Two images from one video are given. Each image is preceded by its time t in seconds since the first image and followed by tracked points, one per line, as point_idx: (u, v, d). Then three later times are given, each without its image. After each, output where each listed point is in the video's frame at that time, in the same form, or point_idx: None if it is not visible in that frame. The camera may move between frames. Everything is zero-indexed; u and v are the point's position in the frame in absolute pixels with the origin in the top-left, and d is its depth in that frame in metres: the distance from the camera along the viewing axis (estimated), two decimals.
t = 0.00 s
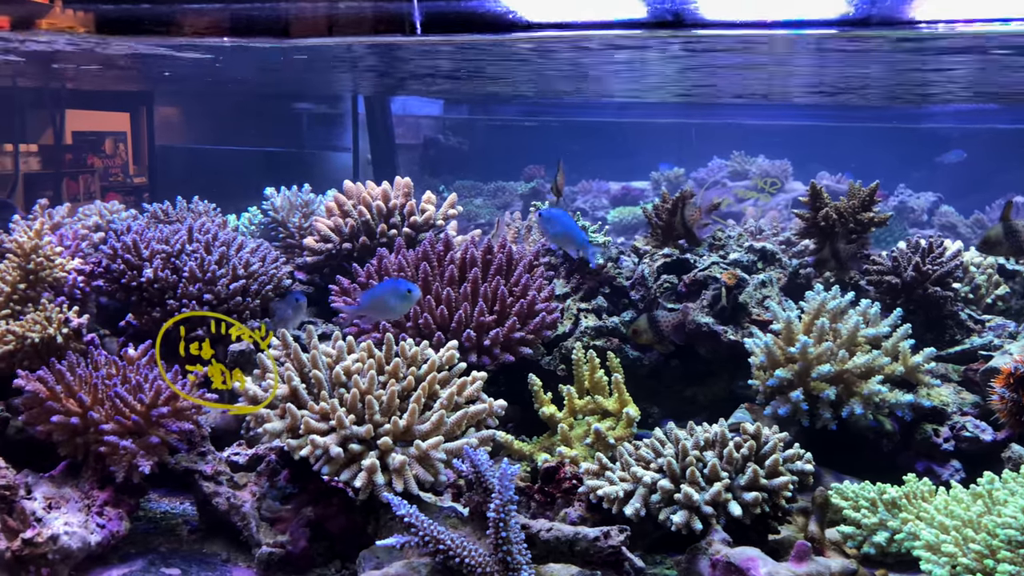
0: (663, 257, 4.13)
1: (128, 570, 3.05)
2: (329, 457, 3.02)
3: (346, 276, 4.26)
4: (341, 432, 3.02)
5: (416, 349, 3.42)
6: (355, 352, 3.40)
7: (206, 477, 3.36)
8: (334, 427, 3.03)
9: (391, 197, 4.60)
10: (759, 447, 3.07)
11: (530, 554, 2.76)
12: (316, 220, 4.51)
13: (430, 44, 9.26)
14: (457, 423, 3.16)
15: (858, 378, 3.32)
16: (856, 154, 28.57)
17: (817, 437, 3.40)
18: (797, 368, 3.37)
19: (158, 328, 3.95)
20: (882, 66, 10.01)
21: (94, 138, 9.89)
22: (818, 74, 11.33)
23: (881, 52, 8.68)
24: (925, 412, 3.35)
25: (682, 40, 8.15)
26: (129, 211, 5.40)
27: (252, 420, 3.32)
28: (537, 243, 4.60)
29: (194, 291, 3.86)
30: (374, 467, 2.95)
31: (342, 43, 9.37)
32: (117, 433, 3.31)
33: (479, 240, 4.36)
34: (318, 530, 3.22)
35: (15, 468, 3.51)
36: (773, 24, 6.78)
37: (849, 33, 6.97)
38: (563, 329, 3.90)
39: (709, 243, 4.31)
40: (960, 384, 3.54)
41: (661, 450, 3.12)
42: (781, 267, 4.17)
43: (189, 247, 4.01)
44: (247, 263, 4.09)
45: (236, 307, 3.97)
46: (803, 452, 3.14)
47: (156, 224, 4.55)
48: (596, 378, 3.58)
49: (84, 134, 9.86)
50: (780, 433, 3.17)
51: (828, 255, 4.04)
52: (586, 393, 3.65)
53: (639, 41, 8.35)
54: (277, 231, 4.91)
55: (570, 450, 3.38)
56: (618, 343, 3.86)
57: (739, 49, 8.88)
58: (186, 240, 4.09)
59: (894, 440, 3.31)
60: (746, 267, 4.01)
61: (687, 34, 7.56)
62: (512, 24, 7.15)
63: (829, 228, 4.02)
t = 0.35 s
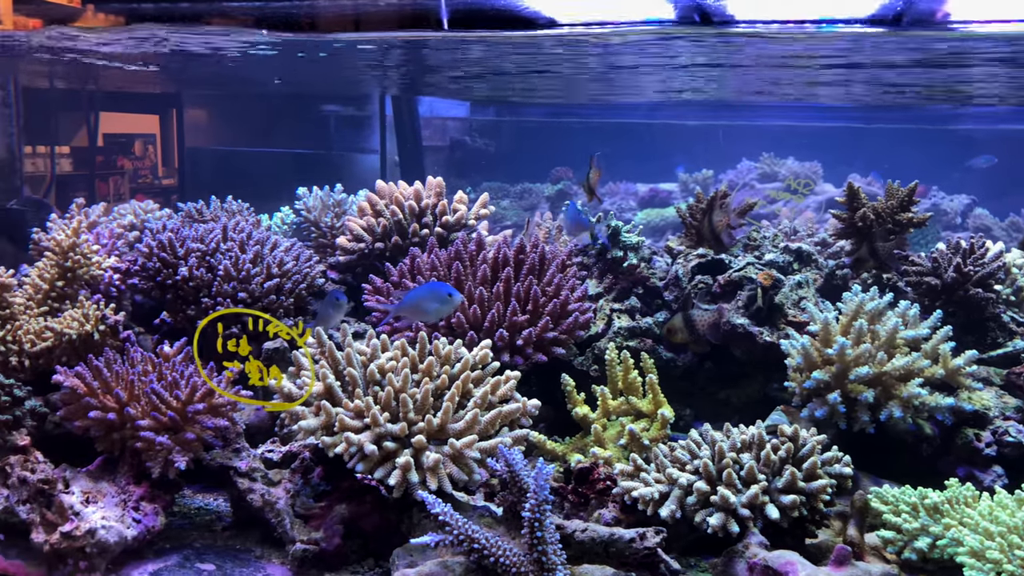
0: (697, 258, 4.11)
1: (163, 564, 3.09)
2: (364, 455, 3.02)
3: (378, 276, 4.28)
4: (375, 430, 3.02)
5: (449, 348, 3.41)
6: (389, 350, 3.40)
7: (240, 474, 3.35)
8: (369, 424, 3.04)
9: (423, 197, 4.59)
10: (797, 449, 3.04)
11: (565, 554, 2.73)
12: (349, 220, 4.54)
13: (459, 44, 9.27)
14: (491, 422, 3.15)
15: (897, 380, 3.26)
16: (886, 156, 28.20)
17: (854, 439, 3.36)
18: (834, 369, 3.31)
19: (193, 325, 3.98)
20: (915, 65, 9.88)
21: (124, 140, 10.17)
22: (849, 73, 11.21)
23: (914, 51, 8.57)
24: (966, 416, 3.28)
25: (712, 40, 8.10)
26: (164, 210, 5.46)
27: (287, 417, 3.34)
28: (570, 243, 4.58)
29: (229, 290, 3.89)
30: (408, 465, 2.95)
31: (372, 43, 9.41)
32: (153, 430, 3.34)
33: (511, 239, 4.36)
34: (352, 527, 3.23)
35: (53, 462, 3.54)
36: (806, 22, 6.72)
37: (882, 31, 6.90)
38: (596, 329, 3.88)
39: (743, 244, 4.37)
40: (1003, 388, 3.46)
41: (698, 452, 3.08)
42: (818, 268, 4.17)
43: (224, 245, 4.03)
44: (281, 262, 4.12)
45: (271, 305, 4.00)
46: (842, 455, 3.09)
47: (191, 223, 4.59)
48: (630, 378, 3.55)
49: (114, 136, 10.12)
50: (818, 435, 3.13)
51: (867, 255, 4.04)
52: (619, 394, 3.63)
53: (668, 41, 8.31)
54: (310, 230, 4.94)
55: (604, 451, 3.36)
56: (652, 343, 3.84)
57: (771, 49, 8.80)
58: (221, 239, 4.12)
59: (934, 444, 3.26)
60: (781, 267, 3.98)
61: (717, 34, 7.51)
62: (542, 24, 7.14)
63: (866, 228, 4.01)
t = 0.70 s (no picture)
0: (736, 259, 4.08)
1: (202, 559, 3.10)
2: (401, 453, 3.03)
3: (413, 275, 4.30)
4: (413, 428, 3.03)
5: (486, 347, 3.40)
6: (427, 349, 3.41)
7: (279, 470, 3.40)
8: (407, 422, 3.05)
9: (459, 197, 4.59)
10: (839, 454, 2.99)
11: (603, 555, 2.70)
12: (385, 220, 4.57)
13: (492, 45, 9.28)
14: (528, 422, 3.14)
15: (942, 385, 3.19)
16: (921, 159, 27.80)
17: (896, 443, 3.31)
18: (877, 373, 3.26)
19: (231, 323, 4.02)
20: (955, 66, 9.73)
21: (158, 141, 10.09)
22: (887, 75, 11.06)
23: (955, 51, 8.44)
24: (1015, 422, 3.23)
25: (748, 40, 8.03)
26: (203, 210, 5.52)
27: (326, 414, 3.36)
28: (606, 244, 4.55)
29: (268, 288, 3.92)
30: (445, 464, 2.96)
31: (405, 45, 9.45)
32: (193, 425, 3.38)
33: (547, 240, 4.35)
34: (389, 526, 3.20)
35: (94, 456, 3.62)
36: (843, 22, 6.65)
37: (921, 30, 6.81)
38: (633, 331, 3.86)
39: (783, 246, 4.28)
40: None
41: (738, 455, 3.04)
42: (859, 271, 4.14)
43: (263, 244, 4.07)
44: (319, 261, 4.15)
45: (309, 303, 4.04)
46: (885, 460, 3.04)
47: (229, 222, 4.64)
48: (668, 380, 3.53)
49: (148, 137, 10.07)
50: (860, 439, 3.09)
51: (913, 256, 4.01)
52: (657, 396, 3.61)
53: (704, 42, 8.25)
54: (347, 230, 4.98)
55: (641, 453, 3.34)
56: (689, 345, 3.81)
57: (807, 49, 8.71)
58: (260, 237, 4.15)
59: (980, 451, 3.23)
60: (822, 269, 3.95)
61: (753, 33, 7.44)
62: (576, 24, 7.12)
63: (911, 231, 3.98)
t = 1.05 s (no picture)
0: (769, 258, 3.97)
1: (235, 556, 3.07)
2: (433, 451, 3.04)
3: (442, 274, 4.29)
4: (445, 426, 3.04)
5: (518, 346, 3.39)
6: (458, 347, 3.43)
7: (312, 467, 3.43)
8: (438, 421, 3.06)
9: (489, 195, 4.59)
10: (876, 456, 2.95)
11: (637, 556, 2.67)
12: (416, 219, 4.59)
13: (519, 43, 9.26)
14: (560, 421, 3.13)
15: (982, 387, 3.14)
16: (954, 157, 27.39)
17: (933, 445, 3.27)
18: (914, 374, 3.22)
19: (264, 321, 4.06)
20: (991, 61, 9.55)
21: (186, 141, 10.14)
22: (920, 71, 10.91)
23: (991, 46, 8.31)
24: None
25: (779, 36, 7.95)
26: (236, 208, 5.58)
27: (358, 412, 3.38)
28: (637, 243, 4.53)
29: (300, 286, 3.96)
30: (477, 462, 2.97)
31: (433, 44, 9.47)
32: (227, 422, 3.42)
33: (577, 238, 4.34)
34: (420, 525, 3.19)
35: (130, 452, 3.69)
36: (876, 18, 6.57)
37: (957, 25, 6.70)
38: (664, 330, 3.84)
39: (816, 245, 4.25)
40: None
41: (772, 456, 3.02)
42: (894, 271, 4.14)
43: (295, 242, 4.10)
44: (350, 260, 4.18)
45: (341, 302, 4.07)
46: (923, 462, 3.00)
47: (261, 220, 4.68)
48: (700, 381, 3.51)
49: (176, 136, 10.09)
50: (896, 440, 3.05)
51: (952, 257, 3.95)
52: (689, 396, 3.59)
53: (733, 39, 8.17)
54: (377, 229, 5.01)
55: (673, 454, 3.32)
56: (720, 345, 3.77)
57: (839, 45, 8.60)
58: (292, 236, 4.18)
59: (1021, 454, 3.18)
60: (856, 268, 3.90)
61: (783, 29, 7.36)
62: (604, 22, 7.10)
63: (948, 232, 3.96)
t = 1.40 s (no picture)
0: (799, 258, 3.99)
1: (265, 550, 3.11)
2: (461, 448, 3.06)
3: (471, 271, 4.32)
4: (473, 423, 3.05)
5: (546, 344, 3.40)
6: (487, 345, 3.44)
7: (340, 463, 3.45)
8: (466, 418, 3.07)
9: (518, 194, 4.61)
10: (907, 456, 2.93)
11: (665, 554, 2.67)
12: (444, 217, 4.62)
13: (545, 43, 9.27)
14: (589, 420, 3.14)
15: (1017, 388, 3.10)
16: (986, 155, 26.99)
17: (966, 446, 3.23)
18: (946, 374, 3.19)
19: (294, 318, 4.10)
20: None
21: (213, 140, 10.20)
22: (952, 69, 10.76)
23: None
24: None
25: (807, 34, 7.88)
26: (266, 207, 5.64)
27: (387, 409, 3.41)
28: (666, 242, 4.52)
29: (329, 284, 3.99)
30: (505, 459, 2.98)
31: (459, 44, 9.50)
32: (257, 418, 3.46)
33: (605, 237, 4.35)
34: (449, 520, 3.20)
35: (161, 447, 3.74)
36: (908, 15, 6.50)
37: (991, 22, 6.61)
38: (693, 329, 3.84)
39: (847, 245, 4.23)
40: None
41: (802, 455, 3.00)
42: (926, 270, 4.13)
43: (325, 240, 4.14)
44: (379, 257, 4.20)
45: (370, 299, 4.10)
46: (955, 463, 2.97)
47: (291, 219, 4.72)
48: (729, 380, 3.50)
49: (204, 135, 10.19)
50: (929, 441, 3.02)
51: (989, 258, 3.90)
52: (718, 395, 3.58)
53: (761, 37, 8.12)
54: (406, 227, 5.04)
55: (702, 453, 3.31)
56: (750, 344, 3.75)
57: (869, 43, 8.51)
58: (322, 234, 4.22)
59: None
60: (887, 268, 3.87)
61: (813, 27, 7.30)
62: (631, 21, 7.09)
63: (983, 231, 3.92)
